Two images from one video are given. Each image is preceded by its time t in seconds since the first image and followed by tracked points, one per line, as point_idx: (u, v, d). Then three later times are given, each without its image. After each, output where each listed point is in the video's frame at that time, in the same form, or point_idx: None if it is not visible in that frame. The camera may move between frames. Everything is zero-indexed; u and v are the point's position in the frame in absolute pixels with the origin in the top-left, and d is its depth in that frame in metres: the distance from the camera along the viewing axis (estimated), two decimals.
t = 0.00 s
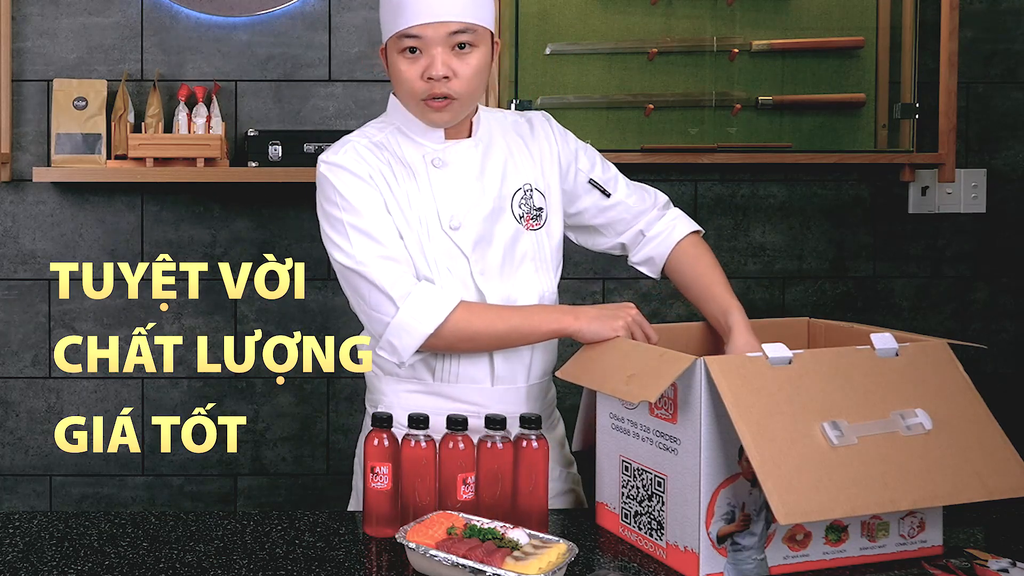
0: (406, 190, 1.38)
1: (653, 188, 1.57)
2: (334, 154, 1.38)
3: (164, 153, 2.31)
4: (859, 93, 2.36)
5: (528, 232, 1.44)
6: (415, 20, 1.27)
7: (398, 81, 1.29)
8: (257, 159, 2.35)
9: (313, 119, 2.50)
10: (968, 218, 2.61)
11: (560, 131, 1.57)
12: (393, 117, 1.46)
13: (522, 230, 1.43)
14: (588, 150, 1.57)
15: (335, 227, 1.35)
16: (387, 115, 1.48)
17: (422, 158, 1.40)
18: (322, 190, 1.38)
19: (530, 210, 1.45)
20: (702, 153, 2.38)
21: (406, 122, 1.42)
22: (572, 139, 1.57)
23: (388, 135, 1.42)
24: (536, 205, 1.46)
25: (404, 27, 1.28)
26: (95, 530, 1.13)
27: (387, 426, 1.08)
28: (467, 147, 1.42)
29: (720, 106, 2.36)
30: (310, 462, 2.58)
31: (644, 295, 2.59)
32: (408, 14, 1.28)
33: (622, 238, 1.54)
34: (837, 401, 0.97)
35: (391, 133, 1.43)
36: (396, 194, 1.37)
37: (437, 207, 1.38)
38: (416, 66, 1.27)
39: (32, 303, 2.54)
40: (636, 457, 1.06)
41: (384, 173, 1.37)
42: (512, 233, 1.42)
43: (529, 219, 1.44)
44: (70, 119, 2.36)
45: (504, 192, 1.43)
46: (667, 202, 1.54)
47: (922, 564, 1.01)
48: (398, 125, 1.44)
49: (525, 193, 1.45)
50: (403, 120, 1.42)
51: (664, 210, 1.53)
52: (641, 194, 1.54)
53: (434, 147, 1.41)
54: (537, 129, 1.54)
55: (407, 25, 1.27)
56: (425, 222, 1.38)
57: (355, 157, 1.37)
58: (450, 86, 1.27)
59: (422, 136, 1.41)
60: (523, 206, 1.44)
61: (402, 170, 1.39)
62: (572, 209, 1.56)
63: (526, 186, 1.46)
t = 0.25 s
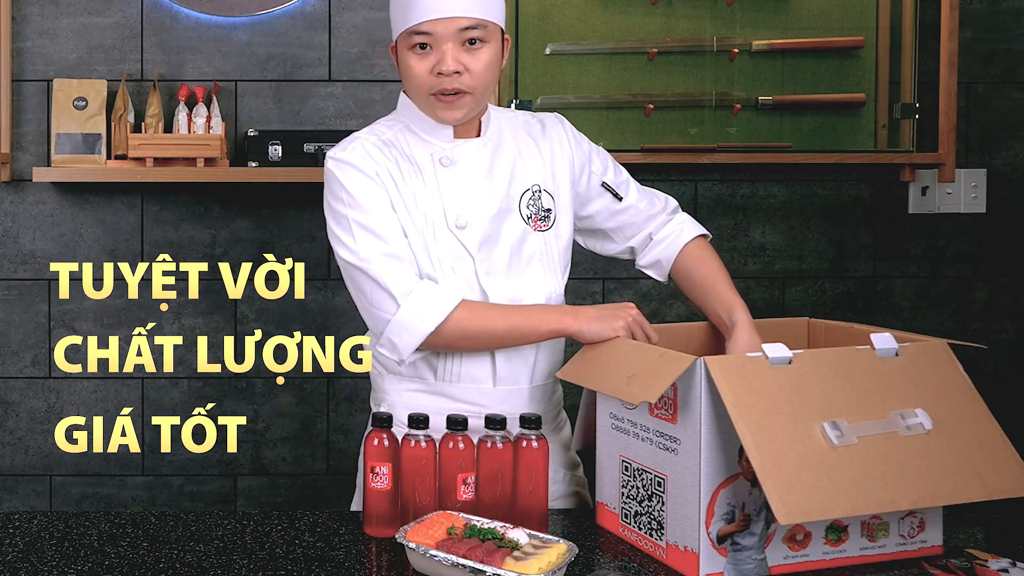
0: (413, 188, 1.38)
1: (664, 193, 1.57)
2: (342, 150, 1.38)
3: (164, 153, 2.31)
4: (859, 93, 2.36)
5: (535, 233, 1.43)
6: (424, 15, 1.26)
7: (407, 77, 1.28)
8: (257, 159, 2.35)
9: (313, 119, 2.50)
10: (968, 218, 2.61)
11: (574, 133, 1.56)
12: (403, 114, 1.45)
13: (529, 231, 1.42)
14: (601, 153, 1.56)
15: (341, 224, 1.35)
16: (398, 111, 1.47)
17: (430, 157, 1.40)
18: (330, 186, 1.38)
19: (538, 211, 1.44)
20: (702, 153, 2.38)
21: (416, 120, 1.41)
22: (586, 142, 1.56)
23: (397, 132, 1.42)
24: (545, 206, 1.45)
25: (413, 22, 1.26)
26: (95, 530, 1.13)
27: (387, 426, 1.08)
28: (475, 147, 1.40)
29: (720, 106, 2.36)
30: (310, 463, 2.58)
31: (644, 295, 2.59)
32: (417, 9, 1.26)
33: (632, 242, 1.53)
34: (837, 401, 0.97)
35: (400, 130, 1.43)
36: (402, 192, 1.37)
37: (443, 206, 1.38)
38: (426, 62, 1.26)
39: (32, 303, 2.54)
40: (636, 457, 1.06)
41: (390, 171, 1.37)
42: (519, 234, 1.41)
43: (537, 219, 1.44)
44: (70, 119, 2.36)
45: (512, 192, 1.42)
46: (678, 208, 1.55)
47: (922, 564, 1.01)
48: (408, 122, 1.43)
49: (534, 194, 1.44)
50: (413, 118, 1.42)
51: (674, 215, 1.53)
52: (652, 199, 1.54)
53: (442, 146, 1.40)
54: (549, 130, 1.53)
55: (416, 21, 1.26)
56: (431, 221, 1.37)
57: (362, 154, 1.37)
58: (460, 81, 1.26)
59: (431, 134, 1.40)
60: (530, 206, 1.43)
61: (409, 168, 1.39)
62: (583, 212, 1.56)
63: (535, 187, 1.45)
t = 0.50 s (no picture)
0: (412, 189, 1.38)
1: (669, 189, 1.56)
2: (341, 151, 1.39)
3: (164, 153, 2.31)
4: (859, 93, 2.36)
5: (536, 232, 1.43)
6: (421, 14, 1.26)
7: (408, 76, 1.28)
8: (257, 159, 2.35)
9: (314, 119, 2.50)
10: (968, 218, 2.61)
11: (575, 131, 1.55)
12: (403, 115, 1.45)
13: (529, 230, 1.42)
14: (603, 151, 1.56)
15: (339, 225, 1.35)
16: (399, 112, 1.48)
17: (430, 157, 1.40)
18: (330, 186, 1.38)
19: (539, 211, 1.44)
20: (702, 154, 2.38)
21: (416, 120, 1.41)
22: (587, 140, 1.55)
23: (397, 133, 1.42)
24: (546, 205, 1.45)
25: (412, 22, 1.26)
26: (95, 530, 1.13)
27: (387, 426, 1.09)
28: (475, 146, 1.40)
29: (720, 106, 2.36)
30: (310, 463, 2.58)
31: (644, 295, 2.59)
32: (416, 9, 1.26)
33: (638, 241, 1.53)
34: (838, 401, 0.97)
35: (401, 130, 1.43)
36: (401, 192, 1.37)
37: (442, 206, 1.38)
38: (426, 60, 1.26)
39: (32, 303, 2.54)
40: (637, 457, 1.06)
41: (390, 171, 1.37)
42: (519, 233, 1.41)
43: (538, 219, 1.43)
44: (70, 118, 2.36)
45: (512, 192, 1.42)
46: (685, 203, 1.53)
47: (922, 565, 1.01)
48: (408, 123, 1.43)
49: (534, 193, 1.44)
50: (414, 118, 1.42)
51: (680, 211, 1.52)
52: (657, 195, 1.53)
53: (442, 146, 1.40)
54: (551, 129, 1.53)
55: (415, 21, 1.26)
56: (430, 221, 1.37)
57: (362, 155, 1.37)
58: (461, 79, 1.26)
59: (431, 134, 1.40)
60: (531, 206, 1.43)
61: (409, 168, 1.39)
62: (588, 211, 1.55)
63: (535, 187, 1.45)
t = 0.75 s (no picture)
0: (411, 190, 1.37)
1: (665, 182, 1.56)
2: (338, 153, 1.38)
3: (164, 153, 2.30)
4: (858, 93, 2.36)
5: (534, 232, 1.43)
6: (466, 26, 1.21)
7: (443, 86, 1.23)
8: (256, 159, 2.35)
9: (314, 119, 2.50)
10: (968, 218, 2.61)
11: (570, 131, 1.56)
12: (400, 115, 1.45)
13: (527, 230, 1.42)
14: (599, 149, 1.55)
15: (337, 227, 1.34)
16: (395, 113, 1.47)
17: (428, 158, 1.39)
18: (328, 188, 1.38)
19: (537, 211, 1.44)
20: (702, 153, 2.37)
21: (414, 121, 1.41)
22: (582, 139, 1.55)
23: (394, 133, 1.41)
24: (544, 205, 1.45)
25: (455, 33, 1.21)
26: (95, 530, 1.13)
27: (387, 426, 1.09)
28: (474, 147, 1.40)
29: (720, 106, 2.36)
30: (310, 463, 2.58)
31: (644, 295, 2.59)
32: (458, 19, 1.21)
33: (637, 237, 1.52)
34: (838, 400, 0.97)
35: (398, 131, 1.42)
36: (400, 193, 1.37)
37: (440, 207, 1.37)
38: (466, 74, 1.22)
39: (32, 303, 2.54)
40: (637, 457, 1.06)
41: (388, 172, 1.37)
42: (517, 233, 1.41)
43: (536, 219, 1.44)
44: (70, 118, 2.36)
45: (510, 191, 1.42)
46: (682, 196, 1.53)
47: (922, 564, 1.01)
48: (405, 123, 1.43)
49: (532, 193, 1.44)
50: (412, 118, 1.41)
51: (677, 205, 1.51)
52: (653, 190, 1.52)
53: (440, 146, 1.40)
54: (547, 130, 1.53)
55: (459, 33, 1.21)
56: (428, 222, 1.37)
57: (360, 156, 1.36)
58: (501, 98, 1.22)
59: (428, 136, 1.40)
60: (529, 206, 1.43)
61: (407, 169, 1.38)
62: (585, 209, 1.55)
63: (533, 187, 1.45)
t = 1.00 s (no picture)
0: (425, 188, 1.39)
1: (670, 186, 1.60)
2: (354, 147, 1.39)
3: (166, 154, 2.32)
4: (854, 95, 2.38)
5: (543, 234, 1.45)
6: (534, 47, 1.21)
7: (494, 99, 1.24)
8: (259, 160, 2.37)
9: (316, 121, 2.52)
10: (962, 218, 2.63)
11: (582, 132, 1.57)
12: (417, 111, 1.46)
13: (537, 232, 1.44)
14: (609, 151, 1.57)
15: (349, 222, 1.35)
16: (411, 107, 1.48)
17: (444, 156, 1.40)
18: (342, 182, 1.39)
19: (547, 213, 1.46)
20: (700, 155, 2.38)
21: (431, 118, 1.42)
22: (595, 141, 1.57)
23: (411, 129, 1.42)
24: (554, 208, 1.47)
25: (519, 52, 1.21)
26: (101, 528, 1.15)
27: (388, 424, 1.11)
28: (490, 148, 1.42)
29: (717, 109, 2.37)
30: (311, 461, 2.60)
31: (643, 295, 2.61)
32: (524, 38, 1.21)
33: (643, 238, 1.56)
34: (835, 400, 0.99)
35: (415, 127, 1.42)
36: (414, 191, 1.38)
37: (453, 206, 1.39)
38: (517, 91, 1.24)
39: (38, 303, 2.57)
40: (636, 456, 1.08)
41: (404, 169, 1.38)
42: (526, 236, 1.43)
43: (545, 222, 1.46)
44: (75, 121, 2.38)
45: (523, 193, 1.44)
46: (688, 200, 1.57)
47: (917, 561, 1.03)
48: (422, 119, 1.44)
49: (543, 196, 1.46)
50: (430, 115, 1.42)
51: (684, 208, 1.55)
52: (660, 193, 1.56)
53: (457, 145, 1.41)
54: (560, 132, 1.53)
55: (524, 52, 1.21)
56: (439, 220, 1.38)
57: (376, 152, 1.37)
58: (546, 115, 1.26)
59: (447, 132, 1.41)
60: (540, 209, 1.46)
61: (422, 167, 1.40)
62: (593, 211, 1.58)
63: (544, 189, 1.47)
